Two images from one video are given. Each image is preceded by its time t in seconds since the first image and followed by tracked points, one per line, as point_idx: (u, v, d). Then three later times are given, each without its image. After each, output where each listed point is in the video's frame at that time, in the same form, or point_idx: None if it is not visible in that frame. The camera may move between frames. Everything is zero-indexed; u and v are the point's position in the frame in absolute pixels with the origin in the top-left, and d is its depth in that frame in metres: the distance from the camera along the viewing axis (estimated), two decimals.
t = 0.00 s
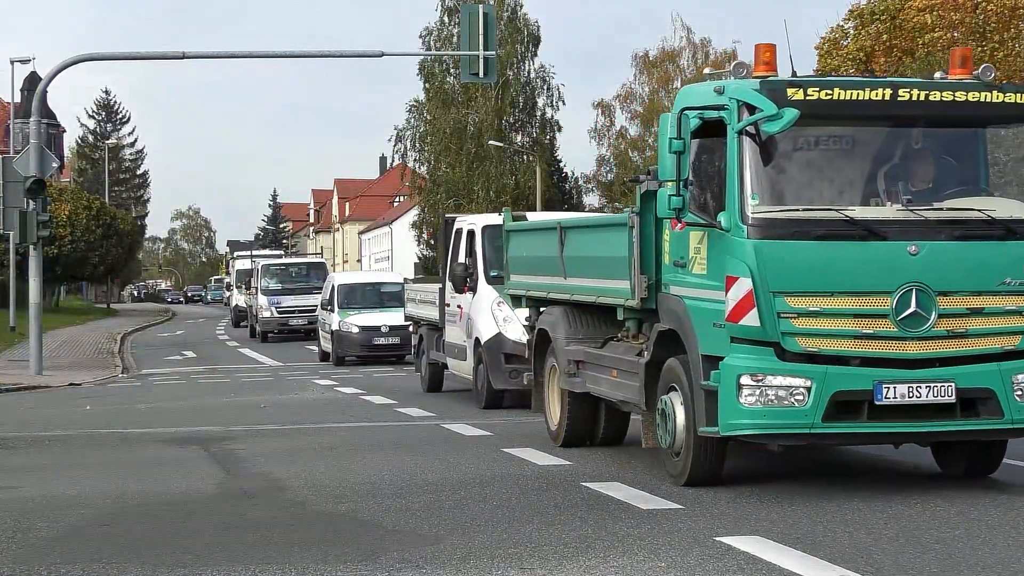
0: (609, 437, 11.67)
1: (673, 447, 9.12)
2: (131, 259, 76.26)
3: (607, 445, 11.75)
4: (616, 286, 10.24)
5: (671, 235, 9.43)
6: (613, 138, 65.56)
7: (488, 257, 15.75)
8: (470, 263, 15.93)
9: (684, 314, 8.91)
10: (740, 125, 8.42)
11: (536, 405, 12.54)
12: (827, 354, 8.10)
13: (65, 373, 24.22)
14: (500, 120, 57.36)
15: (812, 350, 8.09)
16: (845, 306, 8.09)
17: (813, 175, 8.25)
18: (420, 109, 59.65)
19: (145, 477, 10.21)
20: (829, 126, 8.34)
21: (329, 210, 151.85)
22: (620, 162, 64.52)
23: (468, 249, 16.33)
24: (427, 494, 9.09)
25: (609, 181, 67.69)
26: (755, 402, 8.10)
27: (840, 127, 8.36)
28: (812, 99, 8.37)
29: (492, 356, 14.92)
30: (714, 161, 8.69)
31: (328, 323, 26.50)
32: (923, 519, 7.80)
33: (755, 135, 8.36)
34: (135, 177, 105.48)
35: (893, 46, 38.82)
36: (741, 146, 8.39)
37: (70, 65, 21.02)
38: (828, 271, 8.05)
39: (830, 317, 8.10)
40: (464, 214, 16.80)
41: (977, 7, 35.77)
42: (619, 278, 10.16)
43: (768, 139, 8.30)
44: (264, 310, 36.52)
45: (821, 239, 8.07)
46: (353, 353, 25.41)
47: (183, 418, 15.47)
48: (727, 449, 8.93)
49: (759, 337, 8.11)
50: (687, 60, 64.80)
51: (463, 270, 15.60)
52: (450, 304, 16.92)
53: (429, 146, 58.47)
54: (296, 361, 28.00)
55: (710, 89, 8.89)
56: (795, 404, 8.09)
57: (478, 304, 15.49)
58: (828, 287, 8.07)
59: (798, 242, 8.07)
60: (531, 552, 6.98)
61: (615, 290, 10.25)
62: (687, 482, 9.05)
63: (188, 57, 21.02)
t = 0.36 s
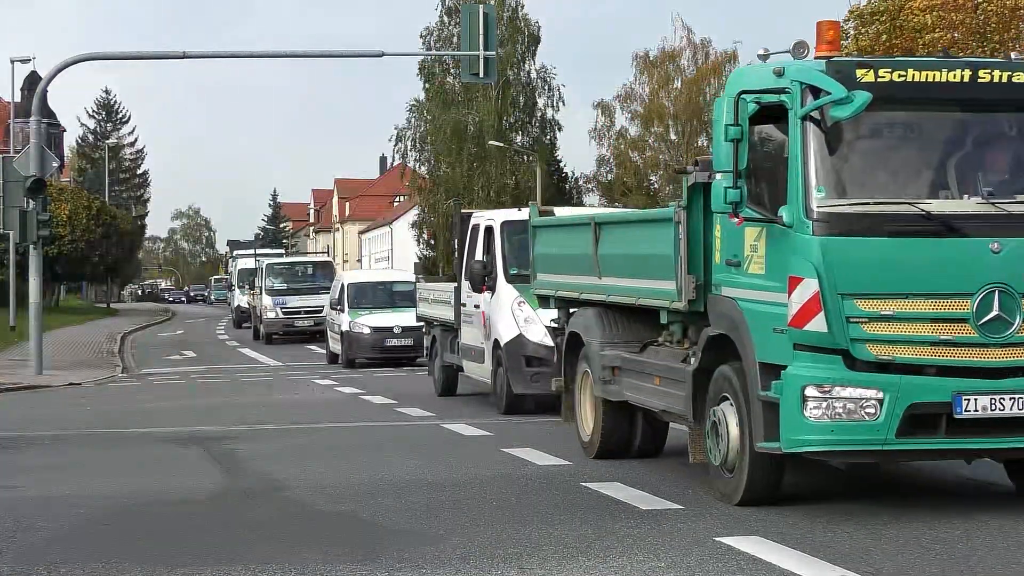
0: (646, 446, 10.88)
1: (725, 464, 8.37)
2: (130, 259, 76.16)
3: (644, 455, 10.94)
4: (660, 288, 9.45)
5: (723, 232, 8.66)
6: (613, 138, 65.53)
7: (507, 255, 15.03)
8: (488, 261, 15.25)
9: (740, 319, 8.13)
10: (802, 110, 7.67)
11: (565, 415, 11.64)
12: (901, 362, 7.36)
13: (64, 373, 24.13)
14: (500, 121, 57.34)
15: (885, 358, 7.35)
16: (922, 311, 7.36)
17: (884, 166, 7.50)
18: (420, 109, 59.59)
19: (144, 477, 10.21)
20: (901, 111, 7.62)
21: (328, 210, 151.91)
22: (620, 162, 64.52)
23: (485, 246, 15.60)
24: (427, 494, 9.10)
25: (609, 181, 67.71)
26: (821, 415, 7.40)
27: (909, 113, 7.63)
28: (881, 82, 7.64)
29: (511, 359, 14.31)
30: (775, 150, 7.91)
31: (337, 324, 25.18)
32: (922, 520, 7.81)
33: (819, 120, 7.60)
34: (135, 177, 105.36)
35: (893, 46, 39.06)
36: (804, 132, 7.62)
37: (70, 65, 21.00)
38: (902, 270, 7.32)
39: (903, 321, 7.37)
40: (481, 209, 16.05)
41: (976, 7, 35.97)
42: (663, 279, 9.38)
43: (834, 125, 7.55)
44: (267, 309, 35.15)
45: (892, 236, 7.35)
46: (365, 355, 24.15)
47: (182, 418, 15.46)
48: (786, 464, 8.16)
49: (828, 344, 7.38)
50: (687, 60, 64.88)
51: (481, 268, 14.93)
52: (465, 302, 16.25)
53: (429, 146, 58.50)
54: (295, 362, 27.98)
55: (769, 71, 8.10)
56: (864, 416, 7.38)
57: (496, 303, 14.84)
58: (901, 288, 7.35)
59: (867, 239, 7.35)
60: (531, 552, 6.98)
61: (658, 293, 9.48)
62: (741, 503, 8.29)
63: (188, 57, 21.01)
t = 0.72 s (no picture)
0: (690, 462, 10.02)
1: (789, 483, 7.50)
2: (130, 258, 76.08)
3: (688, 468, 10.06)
4: (716, 289, 8.61)
5: (789, 228, 7.80)
6: (613, 138, 65.42)
7: (527, 253, 14.22)
8: (507, 259, 14.44)
9: (811, 324, 7.27)
10: (882, 93, 6.81)
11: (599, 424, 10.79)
12: (994, 373, 6.48)
13: (63, 373, 24.07)
14: (501, 121, 57.37)
15: (976, 369, 6.47)
16: (1018, 314, 6.48)
17: (975, 153, 6.62)
18: (420, 109, 59.50)
19: (142, 477, 10.19)
20: (995, 91, 6.71)
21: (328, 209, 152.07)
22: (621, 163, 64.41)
23: (505, 244, 14.81)
24: (426, 494, 9.10)
25: (609, 181, 67.68)
26: (904, 432, 6.52)
27: (995, 94, 6.70)
28: (973, 58, 6.73)
29: (533, 363, 13.34)
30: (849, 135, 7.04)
31: (346, 326, 24.17)
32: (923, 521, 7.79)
33: (900, 102, 6.73)
34: (135, 177, 105.38)
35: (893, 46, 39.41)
36: (884, 118, 6.76)
37: (70, 65, 21.00)
38: (993, 269, 6.46)
39: (997, 326, 6.49)
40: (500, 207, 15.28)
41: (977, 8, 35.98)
42: (721, 280, 8.53)
43: (920, 109, 6.67)
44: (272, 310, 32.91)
45: (983, 231, 6.49)
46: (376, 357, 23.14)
47: (181, 418, 15.43)
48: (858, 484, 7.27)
49: (910, 352, 6.51)
50: (687, 61, 64.90)
51: (500, 267, 14.11)
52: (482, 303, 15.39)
53: (429, 146, 58.50)
54: (295, 361, 27.92)
55: (842, 48, 7.22)
56: (952, 434, 6.50)
57: (517, 304, 13.97)
58: (994, 289, 6.48)
59: (956, 234, 6.49)
60: (531, 552, 6.97)
61: (714, 295, 8.65)
62: (806, 524, 7.41)
63: (189, 57, 21.01)
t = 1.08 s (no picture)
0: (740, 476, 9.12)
1: (865, 509, 6.64)
2: (130, 258, 76.00)
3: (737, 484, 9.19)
4: (779, 291, 7.75)
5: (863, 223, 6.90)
6: (613, 138, 65.37)
7: (548, 250, 13.50)
8: (528, 257, 13.71)
9: (894, 330, 6.40)
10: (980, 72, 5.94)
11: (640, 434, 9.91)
12: None
13: (62, 373, 24.01)
14: (501, 120, 57.40)
15: None
16: None
17: None
18: (420, 109, 59.45)
19: (142, 477, 10.17)
20: None
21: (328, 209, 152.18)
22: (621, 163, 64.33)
23: (525, 241, 14.04)
24: (425, 493, 9.10)
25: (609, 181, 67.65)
26: (1006, 456, 5.74)
27: None
28: None
29: (556, 367, 12.68)
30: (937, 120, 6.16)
31: (356, 327, 23.31)
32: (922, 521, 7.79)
33: (1002, 82, 5.86)
34: (135, 177, 105.25)
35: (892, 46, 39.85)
36: (985, 99, 5.90)
37: (70, 64, 21.00)
38: None
39: None
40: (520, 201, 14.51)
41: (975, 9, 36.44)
42: (784, 280, 7.66)
43: None
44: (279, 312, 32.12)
45: None
46: (387, 360, 22.29)
47: (180, 418, 15.41)
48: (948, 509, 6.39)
49: (1013, 365, 5.68)
50: (687, 61, 64.84)
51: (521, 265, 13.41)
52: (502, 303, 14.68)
53: (429, 146, 58.51)
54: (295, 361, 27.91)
55: (931, 23, 6.34)
56: None
57: (540, 304, 13.22)
58: None
59: None
60: (531, 552, 6.98)
61: (776, 297, 7.80)
62: (886, 555, 6.56)
63: (189, 57, 21.02)
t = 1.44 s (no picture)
0: (798, 490, 8.23)
1: (958, 537, 5.80)
2: (130, 258, 75.95)
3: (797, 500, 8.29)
4: (856, 292, 6.75)
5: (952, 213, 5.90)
6: (613, 138, 65.37)
7: (570, 248, 12.90)
8: (549, 254, 13.09)
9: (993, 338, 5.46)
10: None
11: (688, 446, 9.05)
12: None
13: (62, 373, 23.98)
14: (501, 120, 57.42)
15: None
16: None
17: None
18: (420, 109, 59.46)
19: (143, 476, 10.16)
20: None
21: (329, 209, 152.24)
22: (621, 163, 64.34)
23: (545, 239, 13.41)
24: (425, 494, 9.09)
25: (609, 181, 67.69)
26: None
27: None
28: None
29: (580, 373, 12.10)
30: None
31: (367, 328, 22.55)
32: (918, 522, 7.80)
33: None
34: (135, 176, 105.16)
35: (892, 47, 39.98)
36: None
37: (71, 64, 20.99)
38: None
39: None
40: (538, 197, 13.88)
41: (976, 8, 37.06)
42: (861, 279, 6.66)
43: None
44: (286, 313, 31.05)
45: None
46: (399, 362, 21.54)
47: (180, 417, 15.41)
48: None
49: None
50: (687, 61, 64.77)
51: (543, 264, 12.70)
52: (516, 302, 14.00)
53: (429, 146, 58.57)
54: (295, 361, 27.90)
55: None
56: None
57: (563, 305, 12.58)
58: None
59: None
60: (531, 552, 6.98)
61: (852, 299, 6.80)
62: None
63: (189, 57, 21.01)
